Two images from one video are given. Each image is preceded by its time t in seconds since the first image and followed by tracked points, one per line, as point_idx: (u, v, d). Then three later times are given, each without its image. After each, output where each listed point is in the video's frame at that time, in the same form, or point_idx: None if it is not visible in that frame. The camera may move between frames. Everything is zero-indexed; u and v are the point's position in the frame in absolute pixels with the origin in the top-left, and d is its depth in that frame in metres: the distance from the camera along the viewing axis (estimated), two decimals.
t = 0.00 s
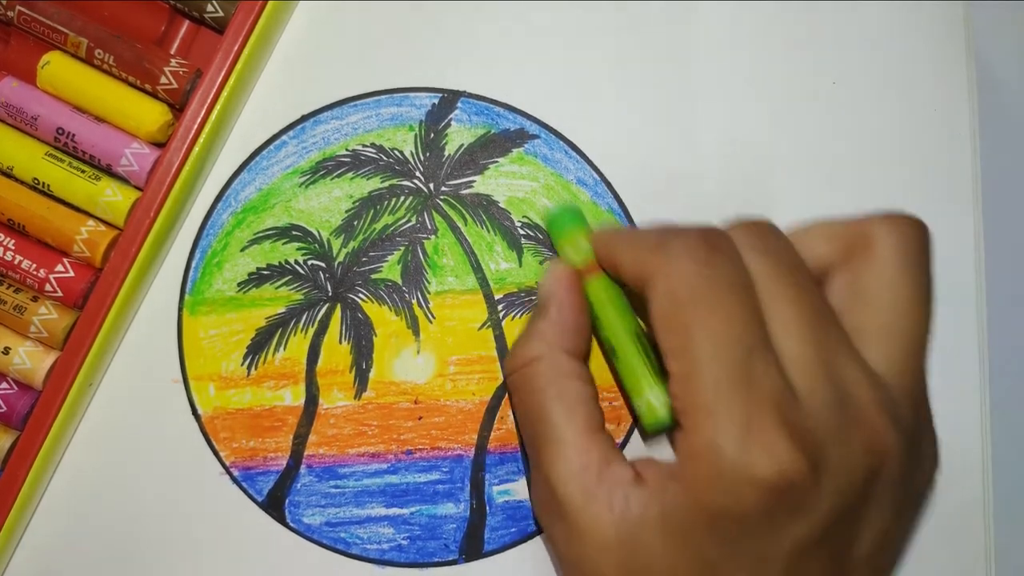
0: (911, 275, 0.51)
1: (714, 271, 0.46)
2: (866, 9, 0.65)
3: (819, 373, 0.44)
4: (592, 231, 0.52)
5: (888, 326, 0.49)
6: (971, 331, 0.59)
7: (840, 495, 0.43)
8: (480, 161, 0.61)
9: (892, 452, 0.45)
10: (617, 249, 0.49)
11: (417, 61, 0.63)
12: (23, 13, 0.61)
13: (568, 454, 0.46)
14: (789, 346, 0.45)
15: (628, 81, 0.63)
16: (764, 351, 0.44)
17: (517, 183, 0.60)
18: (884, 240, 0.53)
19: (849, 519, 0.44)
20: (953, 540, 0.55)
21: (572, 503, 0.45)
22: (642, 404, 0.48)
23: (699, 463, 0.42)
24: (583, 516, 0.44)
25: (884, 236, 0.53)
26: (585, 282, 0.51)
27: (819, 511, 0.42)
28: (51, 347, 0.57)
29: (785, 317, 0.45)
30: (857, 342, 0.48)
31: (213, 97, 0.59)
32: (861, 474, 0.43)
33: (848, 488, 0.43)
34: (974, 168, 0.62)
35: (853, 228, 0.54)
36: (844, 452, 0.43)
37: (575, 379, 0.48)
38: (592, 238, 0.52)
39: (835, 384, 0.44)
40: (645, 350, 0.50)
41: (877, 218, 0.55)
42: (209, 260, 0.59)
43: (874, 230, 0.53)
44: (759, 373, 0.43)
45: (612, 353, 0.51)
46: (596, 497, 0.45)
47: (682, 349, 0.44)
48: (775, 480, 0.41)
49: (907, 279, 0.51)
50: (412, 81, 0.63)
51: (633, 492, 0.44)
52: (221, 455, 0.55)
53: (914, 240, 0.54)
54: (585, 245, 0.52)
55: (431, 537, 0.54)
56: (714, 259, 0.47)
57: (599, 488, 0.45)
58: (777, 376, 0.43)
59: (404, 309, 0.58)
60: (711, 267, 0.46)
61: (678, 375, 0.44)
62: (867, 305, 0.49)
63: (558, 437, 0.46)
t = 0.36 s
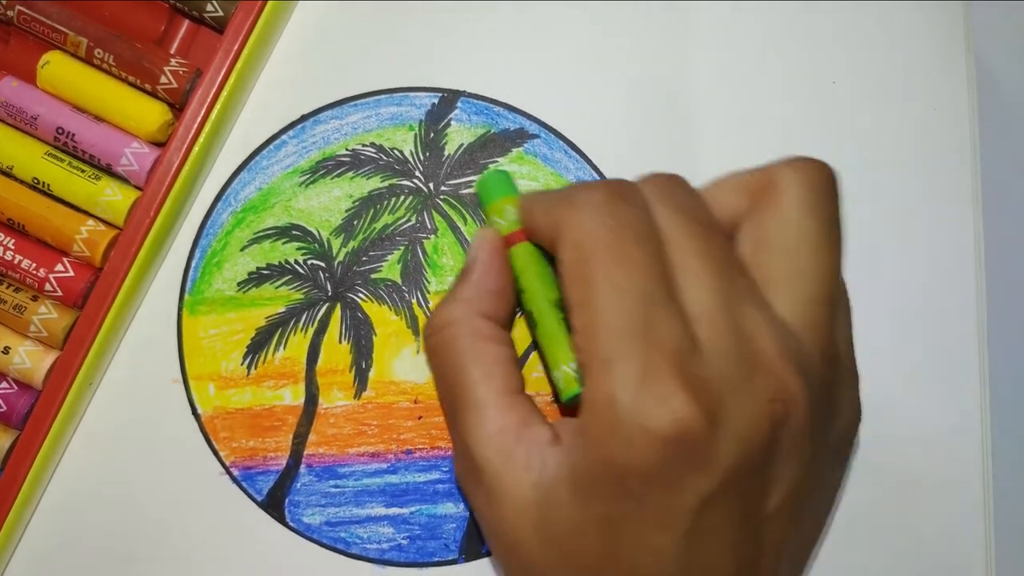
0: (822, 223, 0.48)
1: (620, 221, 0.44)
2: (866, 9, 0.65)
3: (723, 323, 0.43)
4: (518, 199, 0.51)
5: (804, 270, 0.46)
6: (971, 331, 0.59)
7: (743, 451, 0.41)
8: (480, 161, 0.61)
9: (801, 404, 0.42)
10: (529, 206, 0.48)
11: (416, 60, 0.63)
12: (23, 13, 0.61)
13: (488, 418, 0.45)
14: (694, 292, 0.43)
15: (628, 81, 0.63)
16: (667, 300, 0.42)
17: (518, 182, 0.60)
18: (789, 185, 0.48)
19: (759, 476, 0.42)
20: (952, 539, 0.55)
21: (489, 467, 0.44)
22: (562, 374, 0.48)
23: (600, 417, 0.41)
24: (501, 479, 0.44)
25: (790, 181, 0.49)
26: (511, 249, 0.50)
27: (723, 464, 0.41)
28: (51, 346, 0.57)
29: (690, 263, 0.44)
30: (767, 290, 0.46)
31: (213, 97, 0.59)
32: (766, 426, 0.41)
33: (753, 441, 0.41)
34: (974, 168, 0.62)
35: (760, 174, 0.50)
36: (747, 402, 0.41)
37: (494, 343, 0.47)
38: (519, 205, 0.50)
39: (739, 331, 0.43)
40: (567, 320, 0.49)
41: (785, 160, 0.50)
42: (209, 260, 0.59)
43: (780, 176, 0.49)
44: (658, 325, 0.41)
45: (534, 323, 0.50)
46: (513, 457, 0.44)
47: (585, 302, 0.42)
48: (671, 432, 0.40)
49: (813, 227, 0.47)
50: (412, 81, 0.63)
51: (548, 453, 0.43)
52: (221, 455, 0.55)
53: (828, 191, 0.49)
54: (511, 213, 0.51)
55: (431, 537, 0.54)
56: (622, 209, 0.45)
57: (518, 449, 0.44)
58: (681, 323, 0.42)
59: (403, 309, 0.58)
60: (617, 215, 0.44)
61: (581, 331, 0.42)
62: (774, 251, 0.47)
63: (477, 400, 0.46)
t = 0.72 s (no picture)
0: (825, 200, 0.47)
1: (625, 194, 0.44)
2: (866, 9, 0.65)
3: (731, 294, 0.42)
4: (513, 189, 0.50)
5: (809, 249, 0.46)
6: (971, 331, 0.59)
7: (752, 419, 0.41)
8: (480, 161, 0.61)
9: (807, 372, 0.42)
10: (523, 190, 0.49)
11: (416, 61, 0.63)
12: (23, 13, 0.61)
13: (486, 392, 0.45)
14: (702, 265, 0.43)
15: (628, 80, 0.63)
16: (673, 271, 0.42)
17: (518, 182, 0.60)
18: (793, 160, 0.48)
19: (767, 445, 0.42)
20: (952, 538, 0.55)
21: (491, 444, 0.44)
22: (575, 353, 0.47)
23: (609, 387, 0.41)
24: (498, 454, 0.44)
25: (792, 155, 0.48)
26: (510, 238, 0.49)
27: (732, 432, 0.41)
28: (51, 346, 0.57)
29: (695, 236, 0.43)
30: (771, 270, 0.46)
31: (213, 97, 0.59)
32: (774, 395, 0.41)
33: (761, 413, 0.41)
34: (974, 168, 0.62)
35: (762, 151, 0.49)
36: (755, 373, 0.41)
37: (487, 322, 0.47)
38: (514, 195, 0.49)
39: (746, 301, 0.42)
40: (574, 298, 0.49)
41: (789, 139, 0.50)
42: (209, 260, 0.59)
43: (781, 150, 0.49)
44: (666, 294, 0.41)
45: (542, 307, 0.49)
46: (513, 431, 0.44)
47: (591, 273, 0.42)
48: (683, 398, 0.40)
49: (819, 205, 0.47)
50: (412, 81, 0.63)
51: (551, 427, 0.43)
52: (221, 454, 0.55)
53: (831, 166, 0.48)
54: (506, 204, 0.50)
55: (431, 536, 0.54)
56: (627, 182, 0.44)
57: (517, 423, 0.44)
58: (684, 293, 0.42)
59: (403, 309, 0.58)
60: (623, 188, 0.44)
61: (588, 301, 0.42)
62: (780, 228, 0.46)
63: (474, 375, 0.45)
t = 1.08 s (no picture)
0: (844, 180, 0.49)
1: (646, 169, 0.43)
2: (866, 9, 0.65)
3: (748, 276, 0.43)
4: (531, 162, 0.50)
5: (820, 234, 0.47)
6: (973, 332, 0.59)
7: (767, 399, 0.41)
8: (480, 161, 0.61)
9: (822, 353, 0.44)
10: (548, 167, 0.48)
11: (416, 61, 0.63)
12: (23, 13, 0.61)
13: (500, 377, 0.45)
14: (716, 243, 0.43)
15: (628, 80, 0.63)
16: (694, 249, 0.42)
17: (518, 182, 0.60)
18: (812, 140, 0.50)
19: (781, 429, 0.42)
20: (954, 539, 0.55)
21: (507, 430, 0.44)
22: (579, 340, 0.47)
23: (630, 364, 0.40)
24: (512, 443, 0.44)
25: (813, 136, 0.50)
26: (524, 215, 0.49)
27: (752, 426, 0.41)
28: (52, 346, 0.57)
29: (713, 213, 0.44)
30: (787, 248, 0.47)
31: (213, 97, 0.59)
32: (791, 373, 0.42)
33: (779, 392, 0.42)
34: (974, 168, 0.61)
35: (786, 132, 0.51)
36: (773, 352, 0.42)
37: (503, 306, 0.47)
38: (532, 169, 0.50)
39: (759, 279, 0.43)
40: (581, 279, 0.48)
41: (809, 121, 0.51)
42: (209, 260, 0.59)
43: (803, 132, 0.50)
44: (688, 272, 0.41)
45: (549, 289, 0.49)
46: (527, 421, 0.44)
47: (612, 248, 0.42)
48: (703, 377, 0.40)
49: (836, 184, 0.49)
50: (412, 81, 0.63)
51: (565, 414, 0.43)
52: (221, 454, 0.55)
53: (851, 152, 0.50)
54: (523, 177, 0.50)
55: (431, 537, 0.54)
56: (647, 158, 0.44)
57: (532, 412, 0.44)
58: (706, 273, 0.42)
59: (403, 308, 0.58)
60: (644, 163, 0.44)
61: (607, 279, 0.42)
62: (797, 209, 0.48)
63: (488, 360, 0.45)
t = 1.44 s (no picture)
0: (890, 214, 0.49)
1: (686, 189, 0.43)
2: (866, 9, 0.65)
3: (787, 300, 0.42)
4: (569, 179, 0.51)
5: (856, 259, 0.47)
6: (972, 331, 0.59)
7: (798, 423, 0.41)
8: (480, 160, 0.61)
9: (857, 381, 0.43)
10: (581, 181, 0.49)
11: (416, 60, 0.63)
12: (23, 12, 0.61)
13: (526, 381, 0.45)
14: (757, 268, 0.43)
15: (628, 80, 0.63)
16: (733, 271, 0.42)
17: (518, 181, 0.60)
18: (863, 174, 0.50)
19: (809, 454, 0.42)
20: (952, 538, 0.55)
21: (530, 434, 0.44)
22: (613, 349, 0.47)
23: (662, 382, 0.40)
24: (534, 447, 0.44)
25: (862, 171, 0.50)
26: (562, 228, 0.49)
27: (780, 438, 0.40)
28: (52, 345, 0.57)
29: (754, 236, 0.43)
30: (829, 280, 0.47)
31: (213, 96, 0.59)
32: (825, 400, 0.41)
33: (810, 416, 0.41)
34: (973, 168, 0.62)
35: (834, 163, 0.51)
36: (809, 378, 0.41)
37: (531, 310, 0.47)
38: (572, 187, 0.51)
39: (799, 305, 0.42)
40: (621, 297, 0.48)
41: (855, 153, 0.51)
42: (209, 260, 0.59)
43: (852, 165, 0.50)
44: (725, 291, 0.41)
45: (585, 302, 0.49)
46: (551, 424, 0.44)
47: (649, 267, 0.42)
48: (736, 398, 0.39)
49: (881, 218, 0.48)
50: (412, 81, 0.63)
51: (589, 421, 0.44)
52: (221, 454, 0.55)
53: (895, 181, 0.50)
54: (562, 195, 0.51)
55: (431, 536, 0.54)
56: (686, 177, 0.44)
57: (557, 416, 0.45)
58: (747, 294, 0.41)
59: (403, 308, 0.58)
60: (682, 183, 0.44)
61: (643, 297, 0.42)
62: (841, 241, 0.47)
63: (515, 363, 0.46)
